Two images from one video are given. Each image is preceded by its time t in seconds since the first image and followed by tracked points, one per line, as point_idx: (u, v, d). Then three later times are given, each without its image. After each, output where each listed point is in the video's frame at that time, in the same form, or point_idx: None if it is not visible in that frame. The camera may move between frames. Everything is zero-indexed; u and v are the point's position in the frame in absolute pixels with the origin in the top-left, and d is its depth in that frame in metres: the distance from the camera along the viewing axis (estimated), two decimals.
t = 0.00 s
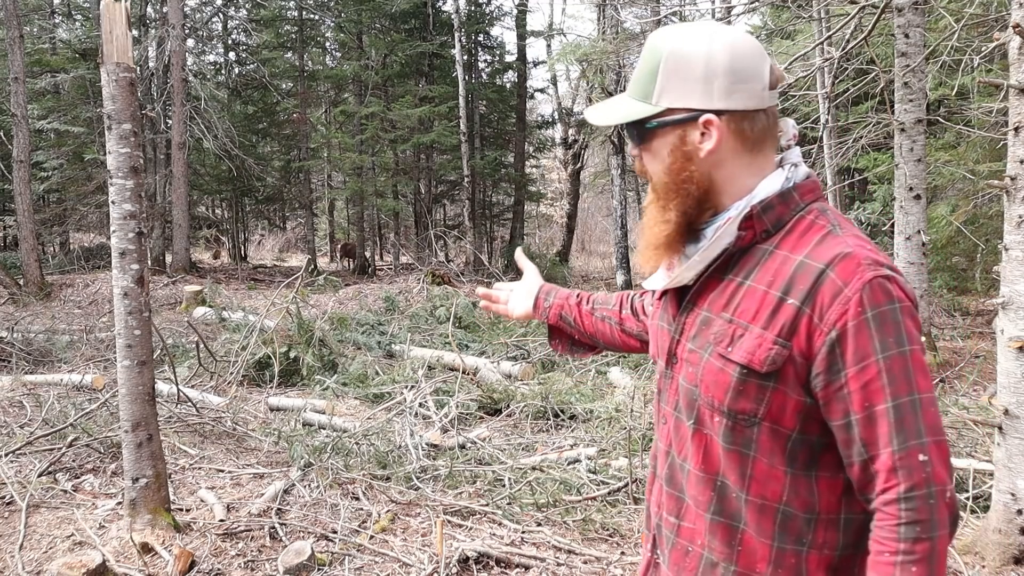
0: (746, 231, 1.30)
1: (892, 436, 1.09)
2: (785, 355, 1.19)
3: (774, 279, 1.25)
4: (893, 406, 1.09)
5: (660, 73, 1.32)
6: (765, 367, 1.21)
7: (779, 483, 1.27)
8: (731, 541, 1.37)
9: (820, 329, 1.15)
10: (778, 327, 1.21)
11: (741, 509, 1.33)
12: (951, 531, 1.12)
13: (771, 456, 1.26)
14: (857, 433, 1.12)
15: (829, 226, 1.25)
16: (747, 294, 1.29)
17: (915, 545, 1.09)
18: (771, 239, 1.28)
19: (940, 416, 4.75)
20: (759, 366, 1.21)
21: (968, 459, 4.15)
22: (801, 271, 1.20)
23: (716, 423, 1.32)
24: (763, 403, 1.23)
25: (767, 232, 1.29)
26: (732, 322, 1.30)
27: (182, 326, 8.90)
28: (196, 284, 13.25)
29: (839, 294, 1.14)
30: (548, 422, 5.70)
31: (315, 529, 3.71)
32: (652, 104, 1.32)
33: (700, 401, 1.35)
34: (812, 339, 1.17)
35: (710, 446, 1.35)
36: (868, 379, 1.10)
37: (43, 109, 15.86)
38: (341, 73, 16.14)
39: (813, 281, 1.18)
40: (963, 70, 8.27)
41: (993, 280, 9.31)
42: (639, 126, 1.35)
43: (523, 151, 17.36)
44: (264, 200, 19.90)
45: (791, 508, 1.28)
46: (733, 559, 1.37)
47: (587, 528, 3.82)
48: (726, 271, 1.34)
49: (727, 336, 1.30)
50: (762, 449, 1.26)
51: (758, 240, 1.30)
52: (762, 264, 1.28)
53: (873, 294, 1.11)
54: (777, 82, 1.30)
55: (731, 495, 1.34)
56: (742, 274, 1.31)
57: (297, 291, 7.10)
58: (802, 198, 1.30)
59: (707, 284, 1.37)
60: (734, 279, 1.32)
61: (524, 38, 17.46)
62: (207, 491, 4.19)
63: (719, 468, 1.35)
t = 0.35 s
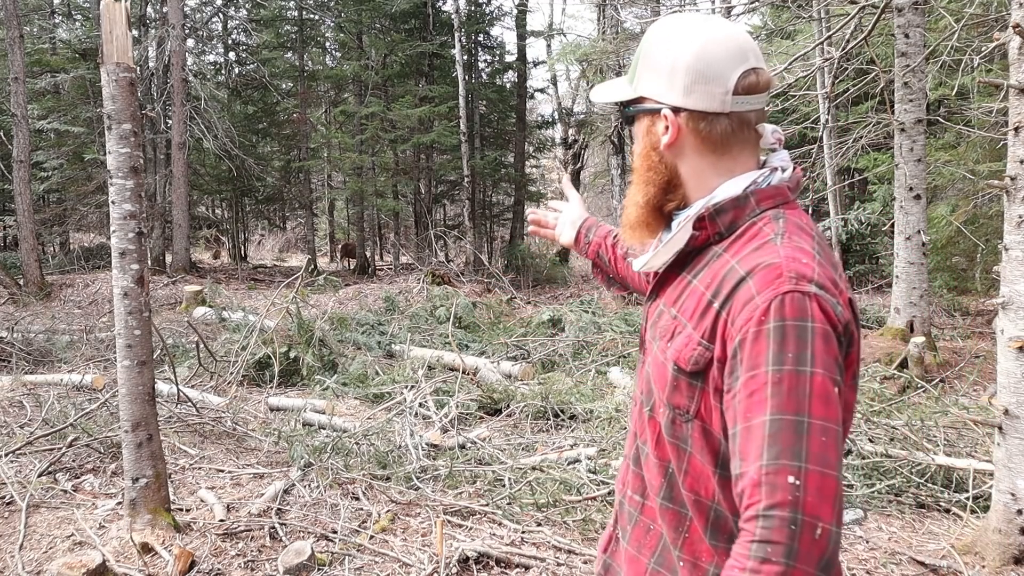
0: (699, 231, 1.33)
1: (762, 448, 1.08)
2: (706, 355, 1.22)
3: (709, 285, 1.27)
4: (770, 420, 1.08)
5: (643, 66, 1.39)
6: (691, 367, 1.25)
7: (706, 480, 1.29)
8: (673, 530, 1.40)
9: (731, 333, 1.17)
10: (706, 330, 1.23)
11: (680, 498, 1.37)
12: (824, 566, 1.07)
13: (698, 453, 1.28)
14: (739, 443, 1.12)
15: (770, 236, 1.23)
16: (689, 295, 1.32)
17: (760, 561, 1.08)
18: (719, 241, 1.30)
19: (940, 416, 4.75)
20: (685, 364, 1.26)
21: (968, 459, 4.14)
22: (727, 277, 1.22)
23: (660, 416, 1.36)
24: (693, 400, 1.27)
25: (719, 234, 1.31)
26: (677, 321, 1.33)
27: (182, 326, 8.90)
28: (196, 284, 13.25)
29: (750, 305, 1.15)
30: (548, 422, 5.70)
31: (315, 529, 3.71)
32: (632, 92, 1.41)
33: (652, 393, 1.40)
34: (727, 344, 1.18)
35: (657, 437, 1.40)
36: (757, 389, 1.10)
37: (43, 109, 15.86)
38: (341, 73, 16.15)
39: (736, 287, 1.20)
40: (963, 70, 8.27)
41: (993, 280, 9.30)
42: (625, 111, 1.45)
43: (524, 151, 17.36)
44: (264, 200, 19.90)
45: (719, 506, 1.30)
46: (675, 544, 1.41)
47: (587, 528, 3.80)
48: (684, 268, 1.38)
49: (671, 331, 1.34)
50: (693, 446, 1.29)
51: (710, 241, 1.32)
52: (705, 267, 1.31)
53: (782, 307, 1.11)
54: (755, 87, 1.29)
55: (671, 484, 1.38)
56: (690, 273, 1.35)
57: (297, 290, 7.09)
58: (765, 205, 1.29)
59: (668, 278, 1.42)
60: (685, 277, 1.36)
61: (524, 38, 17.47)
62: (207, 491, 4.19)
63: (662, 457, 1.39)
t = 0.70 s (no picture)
0: (556, 252, 1.46)
1: (661, 399, 1.26)
2: (592, 341, 1.35)
3: (580, 286, 1.41)
4: (666, 373, 1.27)
5: (499, 125, 1.48)
6: (577, 353, 1.35)
7: (589, 454, 1.39)
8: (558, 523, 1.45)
9: (619, 316, 1.32)
10: (588, 320, 1.36)
11: (558, 480, 1.43)
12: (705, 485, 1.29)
13: (581, 432, 1.38)
14: (637, 400, 1.29)
15: (621, 249, 1.44)
16: (563, 298, 1.42)
17: (666, 501, 1.24)
18: (576, 258, 1.45)
19: (940, 416, 4.76)
20: (573, 351, 1.36)
21: (968, 459, 4.14)
22: (602, 277, 1.38)
23: (539, 408, 1.43)
24: (576, 385, 1.37)
25: (573, 253, 1.46)
26: (550, 322, 1.42)
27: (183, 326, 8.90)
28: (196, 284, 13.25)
29: (632, 291, 1.32)
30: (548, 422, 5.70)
31: (315, 530, 3.71)
32: (486, 147, 1.48)
33: (525, 390, 1.45)
34: (611, 329, 1.34)
35: (532, 430, 1.45)
36: (648, 355, 1.27)
37: (43, 109, 15.86)
38: (341, 73, 16.16)
39: (613, 281, 1.36)
40: (963, 70, 8.27)
41: (993, 280, 9.31)
42: (471, 164, 1.51)
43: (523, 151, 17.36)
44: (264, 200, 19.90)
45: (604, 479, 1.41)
46: (554, 525, 1.45)
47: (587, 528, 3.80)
48: (537, 283, 1.48)
49: (547, 333, 1.43)
50: (576, 429, 1.39)
51: (566, 258, 1.46)
52: (572, 275, 1.43)
53: (655, 289, 1.31)
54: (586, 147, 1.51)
55: (548, 468, 1.43)
56: (556, 283, 1.46)
57: (297, 290, 7.09)
58: (602, 227, 1.50)
59: (525, 297, 1.50)
60: (551, 288, 1.46)
61: (524, 38, 17.46)
62: (207, 491, 4.19)
63: (539, 448, 1.44)
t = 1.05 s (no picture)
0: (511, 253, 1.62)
1: (626, 376, 1.47)
2: (553, 331, 1.52)
3: (535, 283, 1.57)
4: (627, 354, 1.49)
5: (493, 134, 1.65)
6: (540, 343, 1.51)
7: (548, 434, 1.55)
8: (516, 500, 1.56)
9: (579, 308, 1.52)
10: (547, 313, 1.53)
11: (516, 459, 1.55)
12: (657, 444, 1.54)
13: (541, 414, 1.54)
14: (602, 379, 1.49)
15: (565, 248, 1.64)
16: (518, 296, 1.58)
17: (654, 459, 1.40)
18: (529, 258, 1.61)
19: (940, 416, 4.76)
20: (536, 340, 1.51)
21: (968, 458, 4.13)
22: (556, 275, 1.56)
23: (500, 395, 1.56)
24: (537, 370, 1.53)
25: (524, 253, 1.62)
26: (509, 317, 1.57)
27: (183, 326, 8.90)
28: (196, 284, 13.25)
29: (586, 286, 1.53)
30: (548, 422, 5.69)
31: (315, 529, 3.71)
32: (492, 153, 1.62)
33: (484, 380, 1.58)
34: (570, 321, 1.52)
35: (492, 415, 1.57)
36: (609, 341, 1.50)
37: (43, 109, 15.87)
38: (341, 73, 16.17)
39: (566, 277, 1.55)
40: (963, 70, 8.28)
41: (993, 280, 9.31)
42: (483, 170, 1.61)
43: (524, 151, 17.36)
44: (264, 200, 19.91)
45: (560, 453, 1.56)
46: (509, 500, 1.56)
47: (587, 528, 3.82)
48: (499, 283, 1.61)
49: (507, 327, 1.56)
50: (535, 411, 1.54)
51: (517, 259, 1.61)
52: (523, 273, 1.59)
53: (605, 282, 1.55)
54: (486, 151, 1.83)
55: (507, 448, 1.56)
56: (511, 282, 1.60)
57: (297, 290, 7.08)
58: (540, 228, 1.69)
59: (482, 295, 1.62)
60: (506, 287, 1.60)
61: (524, 38, 17.47)
62: (207, 491, 4.19)
63: (498, 432, 1.56)
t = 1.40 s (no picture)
0: (495, 248, 1.67)
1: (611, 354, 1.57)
2: (542, 318, 1.58)
3: (522, 275, 1.63)
4: (609, 340, 1.58)
5: (486, 135, 1.68)
6: (531, 330, 1.57)
7: (540, 417, 1.60)
8: (513, 480, 1.58)
9: (566, 294, 1.60)
10: (535, 301, 1.60)
11: (510, 443, 1.58)
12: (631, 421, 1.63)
13: (533, 398, 1.58)
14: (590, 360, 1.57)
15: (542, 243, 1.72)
16: (506, 287, 1.63)
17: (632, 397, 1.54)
18: (511, 253, 1.67)
19: (940, 416, 4.76)
20: (529, 327, 1.57)
21: (968, 459, 4.13)
22: (540, 266, 1.63)
23: (494, 382, 1.58)
24: (529, 357, 1.58)
25: (507, 248, 1.68)
26: (499, 307, 1.61)
27: (183, 326, 8.90)
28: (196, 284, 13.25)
29: (570, 276, 1.62)
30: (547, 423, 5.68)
31: (315, 529, 3.71)
32: (483, 154, 1.66)
33: (478, 369, 1.60)
34: (556, 308, 1.60)
35: (487, 402, 1.59)
36: (595, 325, 1.58)
37: (43, 109, 15.87)
38: (341, 73, 16.17)
39: (550, 269, 1.63)
40: (963, 70, 8.28)
41: (993, 280, 9.31)
42: (470, 166, 1.65)
43: (523, 151, 17.36)
44: (264, 200, 19.91)
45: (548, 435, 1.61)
46: (504, 484, 1.58)
47: (587, 528, 3.82)
48: (485, 276, 1.66)
49: (498, 318, 1.60)
50: (528, 396, 1.59)
51: (503, 254, 1.67)
52: (508, 267, 1.65)
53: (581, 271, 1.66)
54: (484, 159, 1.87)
55: (502, 433, 1.58)
56: (499, 275, 1.65)
57: (297, 290, 7.08)
58: (519, 227, 1.75)
59: (470, 289, 1.66)
60: (494, 279, 1.65)
61: (524, 38, 17.46)
62: (207, 491, 4.19)
63: (493, 418, 1.58)
